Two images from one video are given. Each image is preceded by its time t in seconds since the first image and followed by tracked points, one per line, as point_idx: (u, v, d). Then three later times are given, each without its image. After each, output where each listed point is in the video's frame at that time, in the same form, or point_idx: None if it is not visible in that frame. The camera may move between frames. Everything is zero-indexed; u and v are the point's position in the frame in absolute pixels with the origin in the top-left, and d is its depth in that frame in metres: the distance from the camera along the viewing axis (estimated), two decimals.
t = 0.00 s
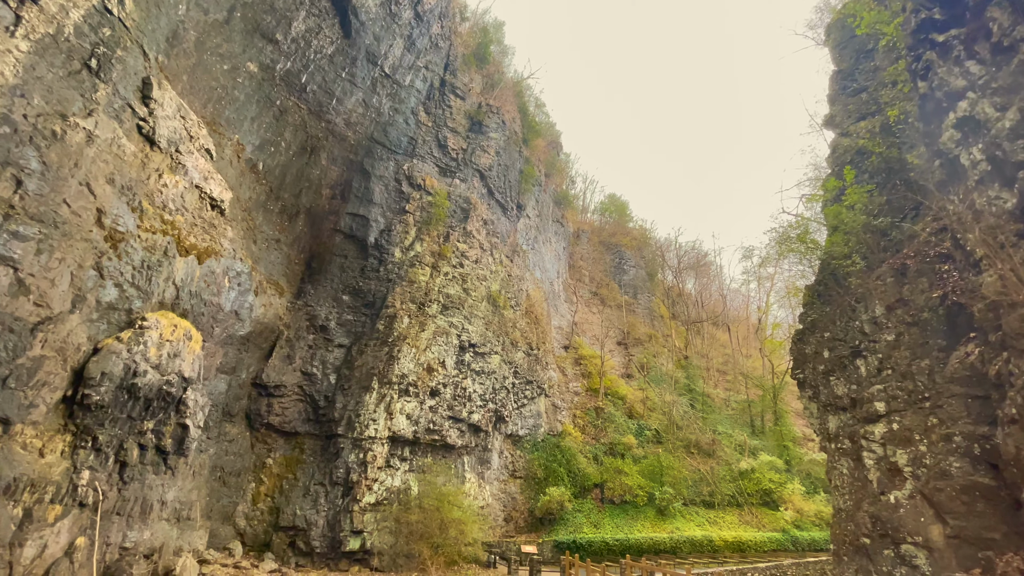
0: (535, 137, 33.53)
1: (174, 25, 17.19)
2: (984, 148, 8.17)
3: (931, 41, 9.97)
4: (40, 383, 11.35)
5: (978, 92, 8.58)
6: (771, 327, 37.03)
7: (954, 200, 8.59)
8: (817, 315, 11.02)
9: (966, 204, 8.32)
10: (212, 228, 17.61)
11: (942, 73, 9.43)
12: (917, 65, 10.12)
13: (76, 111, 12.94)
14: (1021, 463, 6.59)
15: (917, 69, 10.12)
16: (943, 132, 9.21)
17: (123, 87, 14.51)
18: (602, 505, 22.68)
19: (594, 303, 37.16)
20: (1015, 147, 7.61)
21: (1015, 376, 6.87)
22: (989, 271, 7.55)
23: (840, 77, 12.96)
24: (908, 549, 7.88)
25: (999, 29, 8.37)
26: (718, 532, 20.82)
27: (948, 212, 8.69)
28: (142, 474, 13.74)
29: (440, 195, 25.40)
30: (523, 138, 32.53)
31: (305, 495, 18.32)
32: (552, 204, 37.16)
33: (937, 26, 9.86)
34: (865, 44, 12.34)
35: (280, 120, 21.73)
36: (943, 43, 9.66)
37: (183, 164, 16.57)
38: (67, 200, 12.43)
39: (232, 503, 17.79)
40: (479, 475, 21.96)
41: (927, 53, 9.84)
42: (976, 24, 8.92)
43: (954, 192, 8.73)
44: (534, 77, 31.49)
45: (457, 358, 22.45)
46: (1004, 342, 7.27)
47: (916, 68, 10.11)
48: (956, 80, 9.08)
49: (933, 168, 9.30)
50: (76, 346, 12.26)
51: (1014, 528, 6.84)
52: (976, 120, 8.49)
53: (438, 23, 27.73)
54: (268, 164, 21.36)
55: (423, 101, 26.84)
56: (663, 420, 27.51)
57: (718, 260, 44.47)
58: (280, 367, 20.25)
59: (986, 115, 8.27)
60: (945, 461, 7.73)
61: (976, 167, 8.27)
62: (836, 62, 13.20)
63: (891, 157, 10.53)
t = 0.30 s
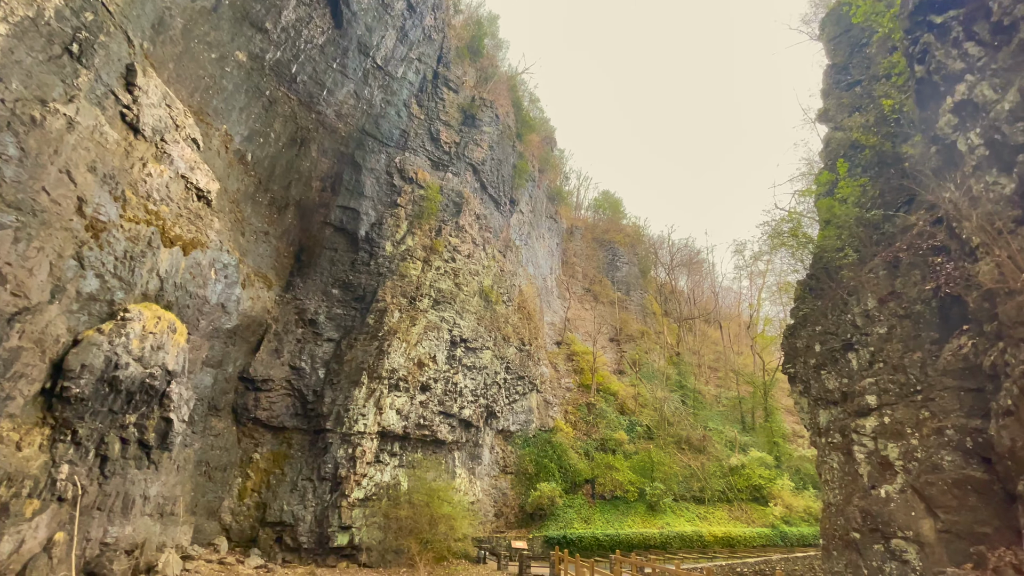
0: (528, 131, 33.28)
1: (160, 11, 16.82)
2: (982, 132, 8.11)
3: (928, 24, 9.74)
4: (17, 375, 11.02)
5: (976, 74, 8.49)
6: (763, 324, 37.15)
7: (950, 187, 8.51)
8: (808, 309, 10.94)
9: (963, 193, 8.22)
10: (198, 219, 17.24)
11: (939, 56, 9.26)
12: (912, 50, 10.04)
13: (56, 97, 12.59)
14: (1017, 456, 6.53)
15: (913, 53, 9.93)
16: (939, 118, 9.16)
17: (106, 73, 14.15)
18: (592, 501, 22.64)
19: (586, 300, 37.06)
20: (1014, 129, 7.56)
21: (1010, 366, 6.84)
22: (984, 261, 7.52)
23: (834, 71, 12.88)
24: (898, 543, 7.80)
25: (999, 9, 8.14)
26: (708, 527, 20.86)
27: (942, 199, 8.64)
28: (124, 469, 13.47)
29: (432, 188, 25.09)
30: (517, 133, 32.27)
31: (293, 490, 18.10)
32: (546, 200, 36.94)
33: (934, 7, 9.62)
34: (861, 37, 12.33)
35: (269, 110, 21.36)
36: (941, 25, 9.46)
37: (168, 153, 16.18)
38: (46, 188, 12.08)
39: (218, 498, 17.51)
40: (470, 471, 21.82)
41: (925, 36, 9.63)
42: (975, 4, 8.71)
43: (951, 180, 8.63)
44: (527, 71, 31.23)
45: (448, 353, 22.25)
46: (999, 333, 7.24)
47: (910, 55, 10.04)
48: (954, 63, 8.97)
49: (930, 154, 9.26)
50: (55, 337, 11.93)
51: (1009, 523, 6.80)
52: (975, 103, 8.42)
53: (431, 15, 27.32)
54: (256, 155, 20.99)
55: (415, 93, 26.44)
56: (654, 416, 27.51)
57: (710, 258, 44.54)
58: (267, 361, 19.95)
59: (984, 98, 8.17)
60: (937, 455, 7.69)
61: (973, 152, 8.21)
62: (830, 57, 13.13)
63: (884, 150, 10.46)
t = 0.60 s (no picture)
0: (521, 124, 32.96)
1: None
2: (975, 117, 8.22)
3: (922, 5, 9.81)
4: None
5: (971, 56, 8.55)
6: (752, 320, 37.32)
7: (942, 173, 8.51)
8: (796, 302, 10.88)
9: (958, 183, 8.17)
10: (182, 207, 16.79)
11: (933, 37, 9.27)
12: (906, 34, 9.92)
13: (32, 79, 12.25)
14: (1007, 448, 6.55)
15: (907, 35, 9.86)
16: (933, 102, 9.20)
17: (85, 55, 13.76)
18: (581, 494, 22.62)
19: (577, 295, 36.95)
20: (1008, 113, 7.69)
21: (1000, 355, 6.93)
22: (975, 251, 7.59)
23: (825, 65, 12.78)
24: (883, 536, 7.76)
25: None
26: (694, 521, 20.93)
27: (933, 186, 8.64)
28: (102, 461, 13.15)
29: (423, 179, 24.73)
30: (509, 126, 31.96)
31: (277, 483, 17.87)
32: (537, 194, 36.71)
33: None
34: (852, 32, 12.22)
35: (257, 98, 20.91)
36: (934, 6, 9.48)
37: (150, 139, 15.70)
38: (21, 172, 11.69)
39: (200, 491, 17.20)
40: (458, 464, 21.71)
41: (919, 18, 9.59)
42: None
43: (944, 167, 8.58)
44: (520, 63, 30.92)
45: (437, 346, 22.04)
46: (988, 323, 7.35)
47: (902, 43, 10.02)
48: (948, 45, 8.99)
49: (922, 141, 9.28)
50: (29, 326, 11.57)
51: (997, 515, 6.84)
52: (968, 86, 8.53)
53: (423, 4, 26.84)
54: (243, 143, 20.56)
55: (406, 84, 25.97)
56: (643, 410, 27.53)
57: (701, 254, 44.62)
58: (252, 353, 19.60)
59: (979, 80, 8.27)
60: (923, 447, 7.68)
61: (965, 137, 8.29)
62: (821, 51, 13.05)
63: (874, 143, 10.38)
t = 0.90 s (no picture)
0: (511, 116, 32.60)
1: None
2: (967, 101, 7.91)
3: None
4: None
5: (964, 38, 8.15)
6: (738, 315, 37.62)
7: (931, 160, 8.42)
8: (782, 295, 10.78)
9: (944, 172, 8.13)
10: (160, 192, 16.28)
11: (925, 20, 8.86)
12: (898, 18, 9.57)
13: (3, 56, 11.76)
14: (992, 438, 6.35)
15: (899, 18, 9.50)
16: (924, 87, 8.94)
17: (59, 33, 13.26)
18: (566, 487, 22.65)
19: (566, 289, 36.89)
20: (1000, 94, 7.30)
21: (986, 346, 6.73)
22: (962, 238, 7.44)
23: (815, 59, 12.73)
24: (864, 528, 7.53)
25: None
26: (678, 513, 21.05)
27: (922, 174, 8.53)
28: (75, 451, 12.79)
29: (410, 169, 24.25)
30: (499, 117, 31.61)
31: (259, 476, 17.60)
32: (528, 187, 36.49)
33: None
34: (842, 25, 12.17)
35: (240, 83, 20.39)
36: None
37: (128, 122, 15.18)
38: None
39: (178, 483, 16.82)
40: (444, 457, 21.60)
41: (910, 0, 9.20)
42: None
43: (931, 157, 8.50)
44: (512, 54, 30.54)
45: (423, 339, 21.82)
46: (975, 312, 7.14)
47: (893, 28, 9.74)
48: (940, 27, 8.55)
49: (912, 129, 9.09)
50: None
51: (980, 509, 6.66)
52: (961, 69, 8.18)
53: None
54: (226, 129, 20.04)
55: (395, 71, 25.48)
56: (629, 404, 27.63)
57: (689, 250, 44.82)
58: (234, 343, 19.18)
59: (972, 63, 7.92)
60: (906, 439, 7.51)
61: (957, 122, 8.05)
62: (812, 43, 12.97)
63: (862, 136, 10.26)
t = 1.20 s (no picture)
0: (500, 106, 32.16)
1: None
2: (957, 82, 7.77)
3: None
4: None
5: (955, 18, 7.98)
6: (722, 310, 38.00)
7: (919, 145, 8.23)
8: (766, 285, 10.45)
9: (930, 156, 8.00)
10: (135, 173, 15.68)
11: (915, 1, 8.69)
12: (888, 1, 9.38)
13: None
14: (974, 427, 6.15)
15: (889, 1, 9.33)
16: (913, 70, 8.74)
17: (28, 4, 12.70)
18: (549, 478, 22.73)
19: (553, 282, 36.83)
20: (992, 74, 7.13)
21: (969, 334, 6.56)
22: (948, 227, 7.26)
23: (803, 52, 12.69)
24: (842, 517, 7.12)
25: None
26: (659, 504, 21.25)
27: (910, 159, 8.44)
28: (42, 439, 12.39)
29: (397, 156, 23.63)
30: (488, 107, 31.20)
31: (236, 465, 17.25)
32: (516, 179, 36.19)
33: None
34: (832, 18, 12.09)
35: (221, 63, 19.75)
36: None
37: (101, 99, 14.58)
38: None
39: (153, 472, 16.42)
40: (427, 447, 21.46)
41: None
42: None
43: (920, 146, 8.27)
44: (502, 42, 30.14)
45: (407, 329, 21.55)
46: (959, 299, 7.02)
47: (882, 13, 9.56)
48: (931, 8, 8.38)
49: (901, 110, 9.00)
50: None
51: (960, 497, 6.40)
52: (952, 51, 8.01)
53: None
54: (206, 111, 19.42)
55: (381, 56, 24.90)
56: (613, 396, 27.74)
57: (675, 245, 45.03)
58: (211, 331, 18.67)
59: (962, 43, 7.73)
60: (885, 429, 7.22)
61: (946, 105, 7.87)
62: (801, 37, 12.88)
63: (850, 129, 10.00)
